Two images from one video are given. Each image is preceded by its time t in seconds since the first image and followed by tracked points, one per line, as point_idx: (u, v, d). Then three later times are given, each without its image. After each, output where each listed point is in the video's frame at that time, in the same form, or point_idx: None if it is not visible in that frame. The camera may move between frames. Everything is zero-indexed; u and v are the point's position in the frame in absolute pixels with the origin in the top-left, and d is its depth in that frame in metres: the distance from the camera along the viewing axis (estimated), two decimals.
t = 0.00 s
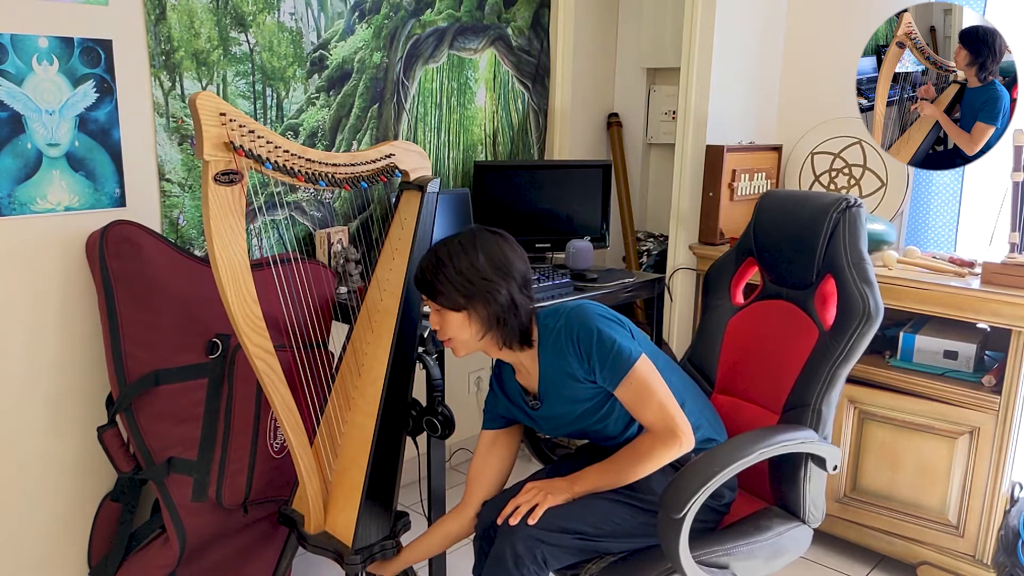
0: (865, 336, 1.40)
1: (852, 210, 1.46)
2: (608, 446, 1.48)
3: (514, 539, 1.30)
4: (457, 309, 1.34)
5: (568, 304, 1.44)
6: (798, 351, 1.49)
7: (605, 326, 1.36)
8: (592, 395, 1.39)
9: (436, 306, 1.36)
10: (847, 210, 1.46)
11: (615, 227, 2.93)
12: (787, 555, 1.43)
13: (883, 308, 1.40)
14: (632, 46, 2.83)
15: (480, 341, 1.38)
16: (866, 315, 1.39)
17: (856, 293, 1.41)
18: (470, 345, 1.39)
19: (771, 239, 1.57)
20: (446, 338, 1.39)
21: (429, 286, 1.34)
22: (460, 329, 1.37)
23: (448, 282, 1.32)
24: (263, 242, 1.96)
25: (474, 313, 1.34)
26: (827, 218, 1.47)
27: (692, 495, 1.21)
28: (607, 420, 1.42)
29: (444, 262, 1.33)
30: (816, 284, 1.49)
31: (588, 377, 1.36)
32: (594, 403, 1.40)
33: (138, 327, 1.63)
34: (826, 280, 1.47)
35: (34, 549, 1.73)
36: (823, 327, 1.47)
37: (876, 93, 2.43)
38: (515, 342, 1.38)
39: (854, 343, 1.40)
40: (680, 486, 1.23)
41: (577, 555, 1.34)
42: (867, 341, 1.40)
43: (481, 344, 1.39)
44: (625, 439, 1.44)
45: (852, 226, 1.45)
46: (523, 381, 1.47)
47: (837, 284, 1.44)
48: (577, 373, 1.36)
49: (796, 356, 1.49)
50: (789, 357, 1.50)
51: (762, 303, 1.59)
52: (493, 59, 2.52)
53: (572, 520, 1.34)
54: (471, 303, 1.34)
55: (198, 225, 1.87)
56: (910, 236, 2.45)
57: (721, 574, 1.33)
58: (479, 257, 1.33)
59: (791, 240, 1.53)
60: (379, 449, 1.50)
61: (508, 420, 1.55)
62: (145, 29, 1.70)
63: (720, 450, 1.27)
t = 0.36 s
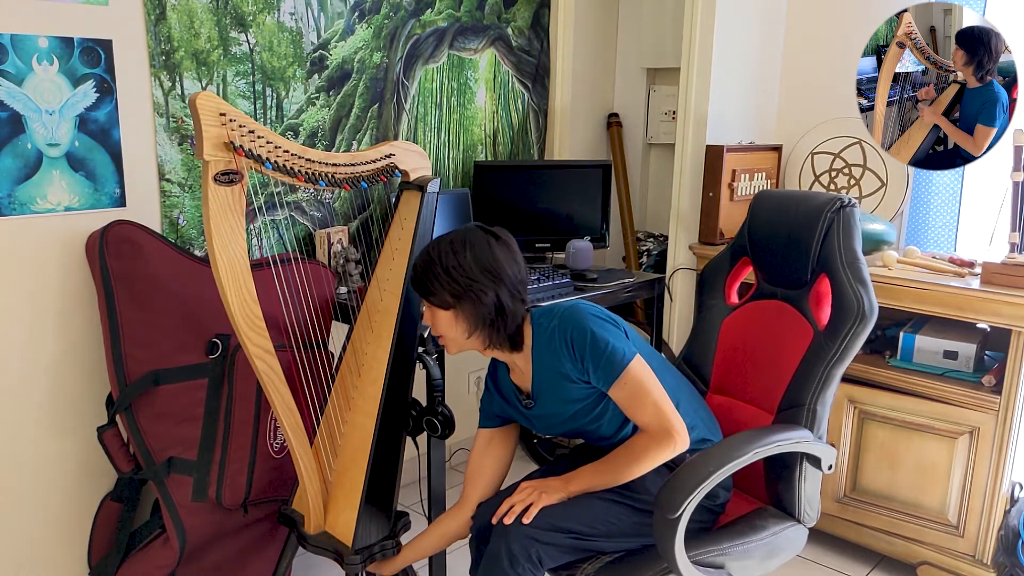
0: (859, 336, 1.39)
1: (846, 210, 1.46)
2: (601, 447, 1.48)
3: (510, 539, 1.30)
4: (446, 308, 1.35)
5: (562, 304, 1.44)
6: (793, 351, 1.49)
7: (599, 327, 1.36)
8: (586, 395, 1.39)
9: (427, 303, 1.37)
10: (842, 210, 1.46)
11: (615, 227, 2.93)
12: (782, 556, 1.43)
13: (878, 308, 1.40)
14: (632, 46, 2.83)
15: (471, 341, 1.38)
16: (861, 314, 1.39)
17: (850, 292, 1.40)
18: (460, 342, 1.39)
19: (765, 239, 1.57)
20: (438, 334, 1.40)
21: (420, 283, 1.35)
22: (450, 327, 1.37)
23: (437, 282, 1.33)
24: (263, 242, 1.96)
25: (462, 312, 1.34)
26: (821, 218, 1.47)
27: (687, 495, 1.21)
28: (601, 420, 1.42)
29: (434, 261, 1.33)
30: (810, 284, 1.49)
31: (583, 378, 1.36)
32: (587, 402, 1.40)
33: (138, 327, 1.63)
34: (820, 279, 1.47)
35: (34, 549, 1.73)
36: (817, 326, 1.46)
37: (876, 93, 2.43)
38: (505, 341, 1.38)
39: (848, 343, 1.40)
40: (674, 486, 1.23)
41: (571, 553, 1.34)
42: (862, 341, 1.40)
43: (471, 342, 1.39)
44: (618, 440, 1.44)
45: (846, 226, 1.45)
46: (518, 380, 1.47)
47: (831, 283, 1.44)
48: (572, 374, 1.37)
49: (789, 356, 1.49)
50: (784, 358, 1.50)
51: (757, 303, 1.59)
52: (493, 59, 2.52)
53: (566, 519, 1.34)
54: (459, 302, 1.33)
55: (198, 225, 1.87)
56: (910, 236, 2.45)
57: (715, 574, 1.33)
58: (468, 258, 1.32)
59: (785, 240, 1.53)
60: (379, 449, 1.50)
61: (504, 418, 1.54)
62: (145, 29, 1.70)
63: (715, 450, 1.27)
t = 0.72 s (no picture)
0: (858, 336, 1.40)
1: (845, 210, 1.46)
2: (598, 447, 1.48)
3: (507, 538, 1.30)
4: (442, 306, 1.35)
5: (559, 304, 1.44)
6: (792, 352, 1.49)
7: (597, 327, 1.35)
8: (583, 395, 1.39)
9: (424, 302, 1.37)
10: (841, 210, 1.46)
11: (615, 227, 2.93)
12: (780, 555, 1.43)
13: (877, 308, 1.40)
14: (632, 46, 2.83)
15: (468, 340, 1.38)
16: (860, 314, 1.39)
17: (849, 292, 1.41)
18: (457, 341, 1.39)
19: (764, 238, 1.57)
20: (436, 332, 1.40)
21: (417, 281, 1.35)
22: (447, 325, 1.37)
23: (433, 280, 1.33)
24: (263, 242, 1.96)
25: (459, 310, 1.34)
26: (820, 218, 1.47)
27: (685, 495, 1.21)
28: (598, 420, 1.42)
29: (431, 259, 1.33)
30: (809, 284, 1.49)
31: (580, 377, 1.36)
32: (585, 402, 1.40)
33: (138, 327, 1.63)
34: (820, 279, 1.47)
35: (34, 549, 1.73)
36: (816, 326, 1.46)
37: (876, 93, 2.43)
38: (501, 340, 1.37)
39: (847, 343, 1.40)
40: (673, 486, 1.23)
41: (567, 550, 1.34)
42: (861, 341, 1.40)
43: (467, 341, 1.39)
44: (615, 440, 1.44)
45: (845, 226, 1.45)
46: (515, 378, 1.47)
47: (830, 284, 1.44)
48: (569, 374, 1.36)
49: (788, 356, 1.49)
50: (783, 358, 1.50)
51: (756, 303, 1.59)
52: (493, 59, 2.52)
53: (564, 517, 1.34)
54: (455, 301, 1.33)
55: (198, 225, 1.87)
56: (910, 236, 2.45)
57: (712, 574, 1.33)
58: (464, 257, 1.32)
59: (784, 240, 1.53)
60: (379, 449, 1.50)
61: (502, 415, 1.55)
62: (145, 29, 1.70)
63: (713, 450, 1.27)
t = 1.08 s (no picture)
0: (840, 335, 1.40)
1: (828, 209, 1.47)
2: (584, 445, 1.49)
3: (489, 530, 1.32)
4: (434, 296, 1.34)
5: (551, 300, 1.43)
6: (775, 351, 1.49)
7: (589, 326, 1.35)
8: (571, 393, 1.39)
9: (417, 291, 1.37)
10: (823, 209, 1.47)
11: (615, 227, 2.93)
12: (763, 556, 1.42)
13: (859, 307, 1.41)
14: (632, 46, 2.83)
15: (459, 330, 1.38)
16: (843, 313, 1.39)
17: (832, 292, 1.41)
18: (448, 330, 1.40)
19: (748, 238, 1.57)
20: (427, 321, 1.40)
21: (409, 270, 1.35)
22: (438, 315, 1.38)
23: (425, 271, 1.32)
24: (263, 242, 1.96)
25: (450, 302, 1.34)
26: (803, 218, 1.48)
27: (667, 494, 1.21)
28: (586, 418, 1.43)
29: (424, 249, 1.33)
30: (792, 283, 1.49)
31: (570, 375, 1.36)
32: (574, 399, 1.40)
33: (138, 327, 1.63)
34: (803, 279, 1.48)
35: (34, 549, 1.73)
36: (799, 326, 1.46)
37: (876, 93, 2.42)
38: (491, 331, 1.38)
39: (830, 342, 1.40)
40: (654, 485, 1.23)
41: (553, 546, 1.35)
42: (843, 340, 1.40)
43: (458, 331, 1.39)
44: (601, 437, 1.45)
45: (828, 225, 1.45)
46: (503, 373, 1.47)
47: (814, 283, 1.44)
48: (558, 372, 1.36)
49: (772, 356, 1.49)
50: (767, 358, 1.50)
51: (739, 303, 1.58)
52: (493, 59, 2.52)
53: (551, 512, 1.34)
54: (447, 292, 1.33)
55: (198, 225, 1.87)
56: (910, 236, 2.45)
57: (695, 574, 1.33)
58: (459, 251, 1.31)
59: (767, 239, 1.53)
60: (379, 449, 1.50)
61: (493, 409, 1.54)
62: (145, 29, 1.70)
63: (694, 448, 1.27)
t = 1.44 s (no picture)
0: (816, 335, 1.38)
1: (806, 209, 1.45)
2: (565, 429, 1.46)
3: (459, 528, 1.35)
4: (458, 231, 1.33)
5: (568, 283, 1.35)
6: (752, 351, 1.48)
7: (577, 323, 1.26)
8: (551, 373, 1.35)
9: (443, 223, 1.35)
10: (801, 209, 1.45)
11: (615, 227, 2.94)
12: (738, 556, 1.41)
13: (835, 307, 1.39)
14: (632, 46, 2.83)
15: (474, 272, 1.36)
16: (819, 313, 1.38)
17: (807, 292, 1.39)
18: (463, 271, 1.38)
19: (727, 238, 1.56)
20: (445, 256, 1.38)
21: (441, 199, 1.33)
22: (457, 252, 1.36)
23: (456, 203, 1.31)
24: (263, 242, 1.96)
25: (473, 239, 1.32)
26: (780, 218, 1.46)
27: (634, 494, 1.20)
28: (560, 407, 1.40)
29: (461, 181, 1.31)
30: (771, 283, 1.48)
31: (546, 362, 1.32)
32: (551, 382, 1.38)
33: (139, 328, 1.63)
34: (780, 278, 1.46)
35: (34, 549, 1.73)
36: (777, 326, 1.45)
37: (876, 93, 2.42)
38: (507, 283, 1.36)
39: (806, 342, 1.38)
40: (621, 485, 1.22)
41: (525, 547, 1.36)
42: (819, 340, 1.39)
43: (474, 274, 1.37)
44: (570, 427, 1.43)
45: (805, 225, 1.44)
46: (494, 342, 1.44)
47: (790, 284, 1.43)
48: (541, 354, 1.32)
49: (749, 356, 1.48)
50: (745, 357, 1.49)
51: (719, 302, 1.58)
52: (493, 59, 2.52)
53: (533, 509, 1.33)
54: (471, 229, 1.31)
55: (198, 225, 1.87)
56: (910, 236, 2.45)
57: (667, 574, 1.31)
58: (491, 191, 1.28)
59: (747, 239, 1.52)
60: (380, 449, 1.50)
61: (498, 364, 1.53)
62: (145, 29, 1.70)
63: (662, 449, 1.27)
